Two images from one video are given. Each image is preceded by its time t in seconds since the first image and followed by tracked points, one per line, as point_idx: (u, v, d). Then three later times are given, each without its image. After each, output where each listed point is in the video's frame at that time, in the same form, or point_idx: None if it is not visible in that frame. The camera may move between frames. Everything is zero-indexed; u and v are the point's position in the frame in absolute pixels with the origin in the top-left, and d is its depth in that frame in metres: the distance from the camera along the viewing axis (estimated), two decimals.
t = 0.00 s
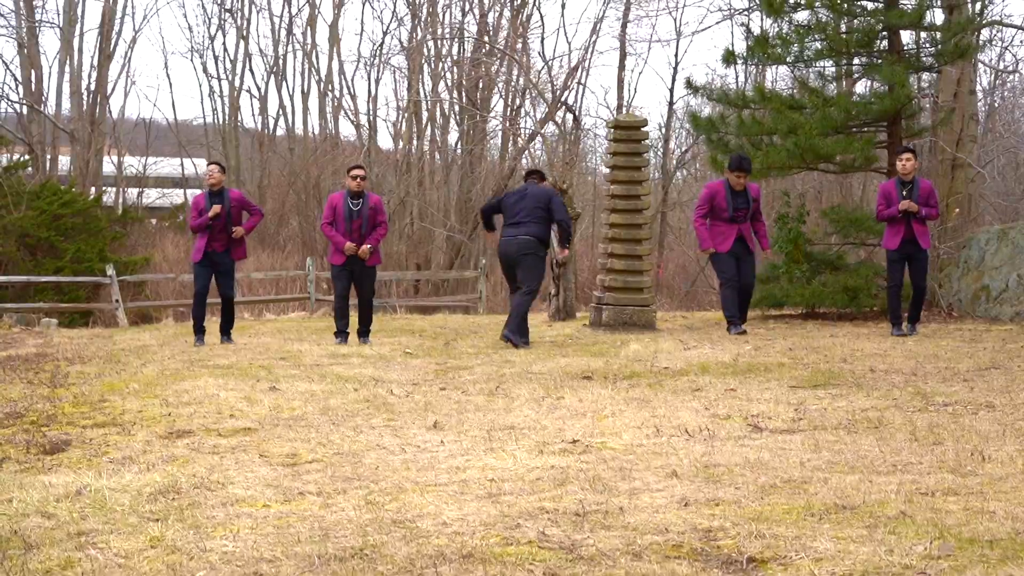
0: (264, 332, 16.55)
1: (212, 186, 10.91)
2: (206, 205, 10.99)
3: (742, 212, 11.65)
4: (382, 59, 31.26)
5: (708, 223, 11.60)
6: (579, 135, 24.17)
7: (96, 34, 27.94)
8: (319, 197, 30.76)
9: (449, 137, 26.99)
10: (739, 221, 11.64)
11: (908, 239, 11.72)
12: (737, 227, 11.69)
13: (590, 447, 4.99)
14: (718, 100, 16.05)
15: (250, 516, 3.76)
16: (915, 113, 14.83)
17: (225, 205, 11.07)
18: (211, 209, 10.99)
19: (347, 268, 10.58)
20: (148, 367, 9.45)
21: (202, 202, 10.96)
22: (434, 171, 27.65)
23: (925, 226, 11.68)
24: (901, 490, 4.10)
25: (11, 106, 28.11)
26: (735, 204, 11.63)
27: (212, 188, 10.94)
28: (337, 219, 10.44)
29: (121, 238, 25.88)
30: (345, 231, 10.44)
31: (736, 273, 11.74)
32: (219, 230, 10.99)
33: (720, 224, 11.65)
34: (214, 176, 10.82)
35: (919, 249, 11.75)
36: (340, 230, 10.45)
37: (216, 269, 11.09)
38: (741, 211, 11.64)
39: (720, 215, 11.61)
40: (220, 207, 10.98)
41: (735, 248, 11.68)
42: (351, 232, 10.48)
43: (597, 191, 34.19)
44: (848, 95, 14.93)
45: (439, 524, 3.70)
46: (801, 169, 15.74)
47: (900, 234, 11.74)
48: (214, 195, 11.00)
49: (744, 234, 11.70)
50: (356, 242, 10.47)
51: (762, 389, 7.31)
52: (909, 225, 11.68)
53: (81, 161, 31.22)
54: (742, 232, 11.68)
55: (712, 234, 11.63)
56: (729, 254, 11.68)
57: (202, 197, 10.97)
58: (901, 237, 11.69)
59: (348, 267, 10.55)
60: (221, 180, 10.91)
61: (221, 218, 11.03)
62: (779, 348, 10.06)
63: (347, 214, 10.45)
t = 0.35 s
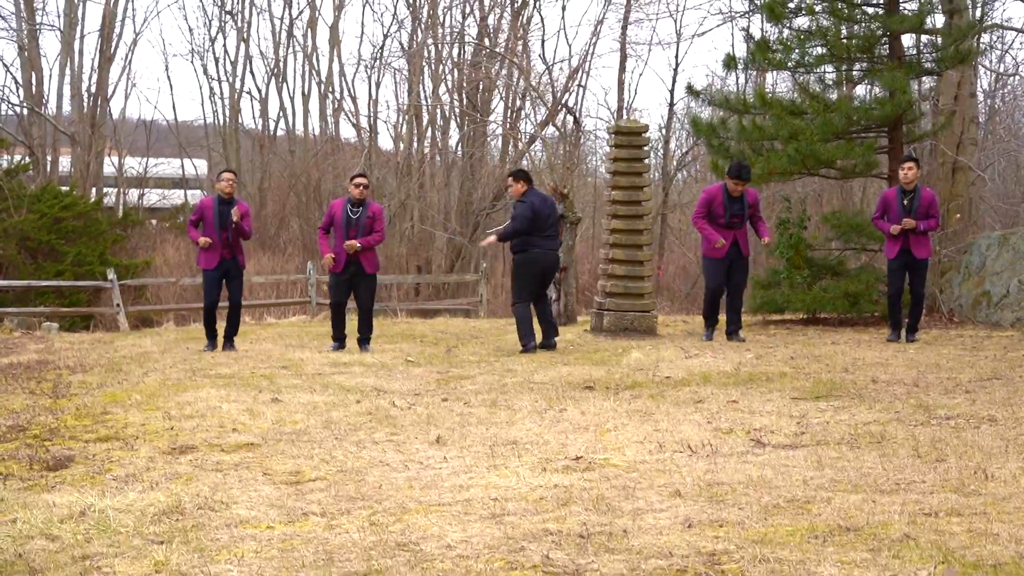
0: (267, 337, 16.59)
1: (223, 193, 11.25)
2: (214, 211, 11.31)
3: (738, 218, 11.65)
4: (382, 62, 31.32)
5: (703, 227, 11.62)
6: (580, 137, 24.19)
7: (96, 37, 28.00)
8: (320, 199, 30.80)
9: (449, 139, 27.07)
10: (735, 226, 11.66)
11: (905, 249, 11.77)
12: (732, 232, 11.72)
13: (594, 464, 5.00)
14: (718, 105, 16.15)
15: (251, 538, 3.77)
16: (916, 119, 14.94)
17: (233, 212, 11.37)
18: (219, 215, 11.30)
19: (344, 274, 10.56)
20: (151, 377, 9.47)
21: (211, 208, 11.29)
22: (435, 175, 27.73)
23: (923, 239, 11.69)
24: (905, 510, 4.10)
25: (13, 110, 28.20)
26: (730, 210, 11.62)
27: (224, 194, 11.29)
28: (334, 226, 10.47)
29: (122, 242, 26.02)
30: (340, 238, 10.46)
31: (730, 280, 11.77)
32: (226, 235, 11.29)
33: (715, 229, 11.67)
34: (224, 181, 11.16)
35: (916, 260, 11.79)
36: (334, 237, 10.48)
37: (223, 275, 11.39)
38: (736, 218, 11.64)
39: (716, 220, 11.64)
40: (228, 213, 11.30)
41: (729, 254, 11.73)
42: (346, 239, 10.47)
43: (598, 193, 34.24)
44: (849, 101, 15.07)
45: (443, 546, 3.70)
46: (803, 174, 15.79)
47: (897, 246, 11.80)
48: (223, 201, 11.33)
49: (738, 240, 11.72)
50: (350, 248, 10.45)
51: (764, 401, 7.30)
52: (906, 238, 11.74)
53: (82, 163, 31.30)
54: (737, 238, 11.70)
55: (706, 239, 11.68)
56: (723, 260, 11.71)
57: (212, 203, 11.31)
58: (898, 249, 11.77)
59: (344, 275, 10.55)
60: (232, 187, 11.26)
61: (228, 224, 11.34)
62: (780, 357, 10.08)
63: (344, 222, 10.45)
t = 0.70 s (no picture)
0: (267, 343, 16.60)
1: (216, 204, 11.29)
2: (210, 221, 11.33)
3: (730, 227, 11.61)
4: (382, 65, 31.35)
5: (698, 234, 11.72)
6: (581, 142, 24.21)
7: (96, 40, 28.00)
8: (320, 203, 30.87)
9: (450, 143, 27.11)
10: (728, 234, 11.63)
11: (904, 257, 11.78)
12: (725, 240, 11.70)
13: (596, 484, 5.00)
14: (719, 111, 16.20)
15: (254, 565, 3.77)
16: (916, 125, 15.00)
17: (229, 222, 11.39)
18: (213, 227, 11.33)
19: (341, 284, 10.58)
20: (152, 388, 9.49)
21: (206, 220, 11.32)
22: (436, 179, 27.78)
23: (922, 246, 11.69)
24: (908, 535, 4.10)
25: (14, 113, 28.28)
26: (720, 218, 11.61)
27: (217, 206, 11.32)
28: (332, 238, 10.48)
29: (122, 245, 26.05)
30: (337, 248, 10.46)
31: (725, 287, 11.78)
32: (222, 245, 11.30)
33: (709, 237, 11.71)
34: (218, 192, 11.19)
35: (915, 268, 11.78)
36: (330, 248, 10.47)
37: (218, 284, 11.38)
38: (728, 226, 11.60)
39: (708, 227, 11.67)
40: (223, 226, 11.33)
41: (722, 261, 11.74)
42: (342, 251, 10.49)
43: (597, 195, 34.24)
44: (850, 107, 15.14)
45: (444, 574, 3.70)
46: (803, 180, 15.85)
47: (896, 254, 11.80)
48: (218, 211, 11.35)
49: (731, 247, 11.67)
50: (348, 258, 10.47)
51: (766, 415, 7.30)
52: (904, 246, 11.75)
53: (82, 166, 31.37)
54: (730, 246, 11.67)
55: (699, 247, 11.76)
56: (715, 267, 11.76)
57: (207, 215, 11.34)
58: (897, 258, 11.78)
59: (341, 284, 10.57)
60: (226, 198, 11.30)
61: (224, 234, 11.35)
62: (780, 367, 10.09)
63: (341, 234, 10.48)
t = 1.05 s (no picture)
0: (267, 351, 16.60)
1: (224, 211, 11.31)
2: (218, 229, 11.33)
3: (735, 238, 11.67)
4: (382, 68, 31.40)
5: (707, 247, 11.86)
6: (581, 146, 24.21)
7: (97, 44, 28.08)
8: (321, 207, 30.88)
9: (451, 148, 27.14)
10: (734, 246, 11.68)
11: (910, 269, 11.76)
12: (732, 253, 11.73)
13: (595, 508, 5.00)
14: (718, 118, 16.22)
15: None
16: (916, 133, 15.04)
17: (236, 230, 11.41)
18: (222, 234, 11.34)
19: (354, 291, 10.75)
20: (152, 401, 9.49)
21: (213, 227, 11.33)
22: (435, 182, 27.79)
23: (927, 256, 11.73)
24: (907, 562, 4.10)
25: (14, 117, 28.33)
26: (727, 229, 11.70)
27: (225, 213, 11.33)
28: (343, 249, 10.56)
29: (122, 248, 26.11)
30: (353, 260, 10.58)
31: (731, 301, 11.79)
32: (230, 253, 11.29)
33: (716, 249, 11.80)
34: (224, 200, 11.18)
35: (921, 279, 11.80)
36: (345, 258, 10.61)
37: (224, 295, 11.38)
38: (734, 238, 11.66)
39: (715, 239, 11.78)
40: (232, 232, 11.36)
41: (728, 275, 11.76)
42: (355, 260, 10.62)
43: (597, 197, 34.30)
44: (849, 116, 15.17)
45: None
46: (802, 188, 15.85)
47: (902, 265, 11.78)
48: (226, 219, 11.36)
49: (737, 260, 11.71)
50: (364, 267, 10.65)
51: (766, 431, 7.29)
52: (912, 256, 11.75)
53: (82, 170, 31.43)
54: (735, 257, 11.71)
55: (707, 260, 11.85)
56: (721, 279, 11.77)
57: (214, 222, 11.35)
58: (904, 269, 11.75)
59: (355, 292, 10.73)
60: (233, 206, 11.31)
61: (231, 243, 11.37)
62: (781, 378, 10.08)
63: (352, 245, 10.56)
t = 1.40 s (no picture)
0: (268, 361, 16.64)
1: (223, 224, 11.31)
2: (216, 242, 11.32)
3: (737, 253, 11.68)
4: (382, 72, 31.44)
5: (712, 263, 11.91)
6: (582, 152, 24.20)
7: (97, 50, 28.13)
8: (321, 211, 30.91)
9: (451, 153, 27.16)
10: (737, 261, 11.71)
11: (908, 279, 11.73)
12: (736, 268, 11.76)
13: (593, 537, 5.01)
14: (719, 127, 16.25)
15: None
16: (916, 143, 15.06)
17: (234, 243, 11.42)
18: (220, 246, 11.36)
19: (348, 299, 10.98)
20: (151, 417, 9.50)
21: (212, 240, 11.32)
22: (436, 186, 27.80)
23: (926, 266, 11.69)
24: None
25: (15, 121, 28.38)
26: (728, 245, 11.73)
27: (223, 225, 11.34)
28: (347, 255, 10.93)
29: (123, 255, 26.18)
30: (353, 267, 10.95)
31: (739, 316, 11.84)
32: (230, 267, 11.31)
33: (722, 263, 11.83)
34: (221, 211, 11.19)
35: (920, 289, 11.77)
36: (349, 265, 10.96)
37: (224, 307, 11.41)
38: (736, 253, 11.69)
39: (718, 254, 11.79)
40: (230, 245, 11.37)
41: (734, 290, 11.80)
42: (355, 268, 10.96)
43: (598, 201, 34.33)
44: (849, 126, 15.19)
45: None
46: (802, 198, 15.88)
47: (900, 276, 11.76)
48: (225, 233, 11.36)
49: (742, 275, 11.74)
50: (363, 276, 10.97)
51: (764, 452, 7.29)
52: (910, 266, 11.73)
53: (82, 174, 31.49)
54: (742, 270, 11.75)
55: (714, 275, 11.89)
56: (728, 295, 11.82)
57: (213, 234, 11.37)
58: (903, 279, 11.72)
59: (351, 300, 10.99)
60: (231, 217, 11.31)
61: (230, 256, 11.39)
62: (780, 392, 10.09)
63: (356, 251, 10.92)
